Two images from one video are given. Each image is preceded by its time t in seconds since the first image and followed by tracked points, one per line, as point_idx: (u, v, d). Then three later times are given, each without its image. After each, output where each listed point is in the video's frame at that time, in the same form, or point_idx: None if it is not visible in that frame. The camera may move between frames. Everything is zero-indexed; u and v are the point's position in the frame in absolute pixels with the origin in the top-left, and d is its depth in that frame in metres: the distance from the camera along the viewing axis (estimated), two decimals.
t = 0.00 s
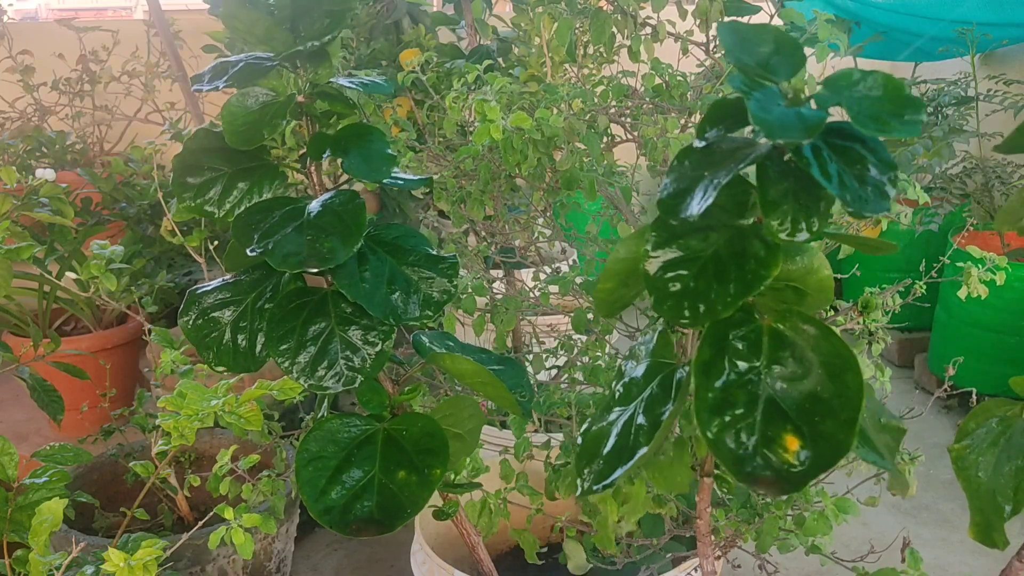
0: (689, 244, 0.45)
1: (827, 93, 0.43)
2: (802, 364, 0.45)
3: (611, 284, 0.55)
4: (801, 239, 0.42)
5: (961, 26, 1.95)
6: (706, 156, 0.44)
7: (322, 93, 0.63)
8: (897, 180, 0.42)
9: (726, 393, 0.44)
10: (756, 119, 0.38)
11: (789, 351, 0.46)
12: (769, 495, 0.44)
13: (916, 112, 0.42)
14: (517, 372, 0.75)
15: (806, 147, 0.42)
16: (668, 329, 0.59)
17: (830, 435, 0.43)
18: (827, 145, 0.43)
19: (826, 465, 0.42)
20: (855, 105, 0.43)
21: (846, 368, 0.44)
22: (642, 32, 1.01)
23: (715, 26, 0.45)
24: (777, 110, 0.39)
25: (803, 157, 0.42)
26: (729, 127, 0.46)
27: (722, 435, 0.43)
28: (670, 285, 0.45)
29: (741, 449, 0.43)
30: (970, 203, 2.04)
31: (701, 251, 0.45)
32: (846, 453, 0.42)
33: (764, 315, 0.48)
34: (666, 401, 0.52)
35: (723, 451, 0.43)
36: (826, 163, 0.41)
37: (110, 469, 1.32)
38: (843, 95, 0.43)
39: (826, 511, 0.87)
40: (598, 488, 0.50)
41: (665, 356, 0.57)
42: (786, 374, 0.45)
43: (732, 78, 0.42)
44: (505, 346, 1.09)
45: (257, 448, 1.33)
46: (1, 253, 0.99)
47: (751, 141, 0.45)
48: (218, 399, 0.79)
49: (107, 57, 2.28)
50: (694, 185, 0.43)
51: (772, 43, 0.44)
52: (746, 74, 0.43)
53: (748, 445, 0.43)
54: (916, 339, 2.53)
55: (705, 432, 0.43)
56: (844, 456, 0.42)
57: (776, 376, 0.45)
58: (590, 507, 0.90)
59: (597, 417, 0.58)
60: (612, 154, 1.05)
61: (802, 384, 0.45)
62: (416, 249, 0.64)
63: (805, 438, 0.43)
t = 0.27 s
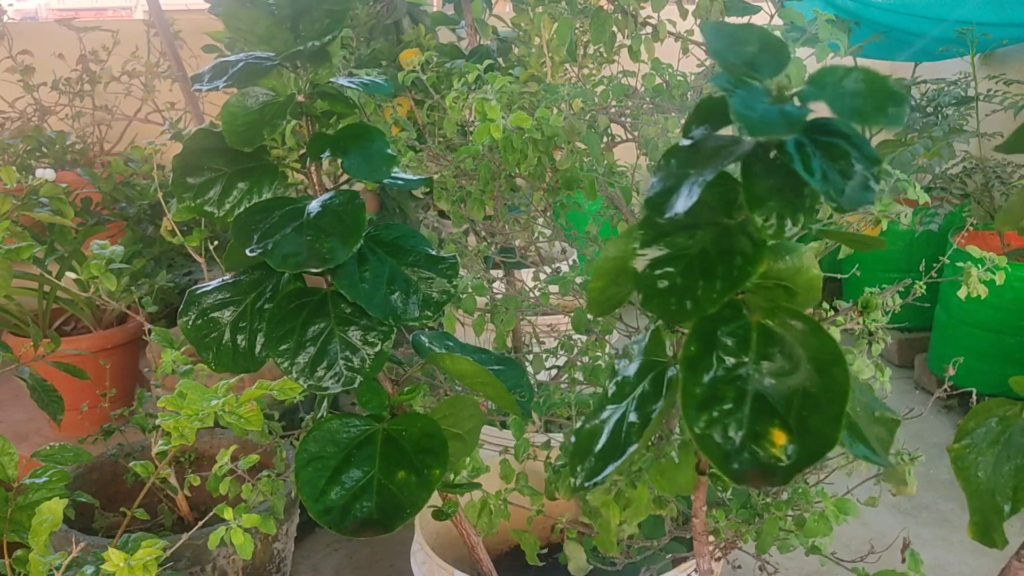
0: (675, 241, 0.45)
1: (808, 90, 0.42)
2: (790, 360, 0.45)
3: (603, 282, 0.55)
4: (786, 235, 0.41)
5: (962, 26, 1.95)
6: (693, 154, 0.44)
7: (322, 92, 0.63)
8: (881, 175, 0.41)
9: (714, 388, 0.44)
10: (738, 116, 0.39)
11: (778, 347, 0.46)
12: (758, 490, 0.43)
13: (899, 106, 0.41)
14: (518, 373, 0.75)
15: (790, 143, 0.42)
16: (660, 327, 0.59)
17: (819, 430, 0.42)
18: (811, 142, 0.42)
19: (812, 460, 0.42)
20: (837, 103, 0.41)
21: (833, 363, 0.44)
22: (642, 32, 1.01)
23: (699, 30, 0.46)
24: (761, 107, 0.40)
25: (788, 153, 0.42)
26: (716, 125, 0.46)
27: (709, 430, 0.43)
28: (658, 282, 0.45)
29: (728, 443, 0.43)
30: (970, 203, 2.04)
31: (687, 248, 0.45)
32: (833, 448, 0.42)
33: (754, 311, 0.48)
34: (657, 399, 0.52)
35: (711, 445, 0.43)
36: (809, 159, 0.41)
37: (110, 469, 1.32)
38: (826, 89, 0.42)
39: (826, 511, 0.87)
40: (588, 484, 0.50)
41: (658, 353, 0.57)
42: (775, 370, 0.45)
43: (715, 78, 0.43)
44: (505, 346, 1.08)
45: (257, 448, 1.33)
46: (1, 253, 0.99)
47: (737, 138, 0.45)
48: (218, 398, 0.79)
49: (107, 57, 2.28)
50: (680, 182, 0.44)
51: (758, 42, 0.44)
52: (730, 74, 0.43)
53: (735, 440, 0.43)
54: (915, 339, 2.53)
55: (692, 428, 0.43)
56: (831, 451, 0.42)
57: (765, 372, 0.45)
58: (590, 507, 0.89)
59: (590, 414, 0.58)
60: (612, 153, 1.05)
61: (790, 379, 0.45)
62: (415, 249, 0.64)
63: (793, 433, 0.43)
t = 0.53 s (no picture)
0: (691, 244, 0.45)
1: (832, 93, 0.43)
2: (804, 363, 0.45)
3: (613, 284, 0.56)
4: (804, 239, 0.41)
5: (962, 26, 1.95)
6: (710, 156, 0.44)
7: (330, 88, 0.63)
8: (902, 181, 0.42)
9: (728, 393, 0.44)
10: (760, 118, 0.38)
11: (792, 350, 0.46)
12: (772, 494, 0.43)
13: (922, 111, 0.43)
14: (523, 372, 0.75)
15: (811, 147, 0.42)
16: (669, 329, 0.59)
17: (832, 433, 0.42)
18: (833, 148, 0.43)
19: (828, 463, 0.41)
20: (860, 104, 0.43)
21: (847, 366, 0.44)
22: (641, 32, 1.01)
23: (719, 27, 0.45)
24: (782, 110, 0.39)
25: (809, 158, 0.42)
26: (733, 127, 0.46)
27: (724, 434, 0.44)
28: (672, 285, 0.45)
29: (743, 447, 0.43)
30: (970, 203, 2.04)
31: (703, 251, 0.44)
32: (848, 452, 0.41)
33: (767, 313, 0.48)
34: (667, 401, 0.52)
35: (726, 450, 0.43)
36: (829, 164, 0.41)
37: (110, 469, 1.32)
38: (849, 95, 0.43)
39: (826, 511, 0.87)
40: (598, 488, 0.50)
41: (667, 355, 0.57)
42: (789, 373, 0.45)
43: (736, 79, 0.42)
44: (505, 346, 1.08)
45: (257, 449, 1.33)
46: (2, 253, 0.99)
47: (755, 140, 0.45)
48: (219, 399, 0.79)
49: (107, 57, 2.29)
50: (697, 184, 0.44)
51: (776, 44, 0.44)
52: (751, 75, 0.43)
53: (750, 444, 0.43)
54: (916, 339, 2.53)
55: (707, 431, 0.44)
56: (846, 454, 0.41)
57: (778, 375, 0.45)
58: (590, 507, 0.89)
59: (599, 417, 0.58)
60: (612, 153, 1.05)
61: (804, 383, 0.45)
62: (422, 248, 0.64)
63: (808, 437, 0.43)
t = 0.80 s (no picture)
0: (698, 245, 0.46)
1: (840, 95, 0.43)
2: (812, 366, 0.45)
3: (620, 284, 0.55)
4: (813, 241, 0.42)
5: (962, 26, 1.95)
6: (717, 157, 0.44)
7: (333, 87, 0.63)
8: (910, 182, 0.42)
9: (736, 395, 0.44)
10: (771, 121, 0.38)
11: (800, 352, 0.46)
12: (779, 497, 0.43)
13: (931, 116, 0.42)
14: (525, 371, 0.75)
15: (819, 150, 0.42)
16: (673, 329, 0.59)
17: (841, 437, 0.42)
18: (840, 149, 0.43)
19: (836, 467, 0.42)
20: (869, 107, 0.42)
21: (856, 368, 0.44)
22: (642, 32, 1.01)
23: (727, 28, 0.46)
24: (791, 112, 0.40)
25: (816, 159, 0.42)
26: (740, 128, 0.46)
27: (732, 437, 0.43)
28: (679, 286, 0.45)
29: (752, 451, 0.43)
30: (970, 203, 2.04)
31: (711, 252, 0.45)
32: (857, 455, 0.42)
33: (773, 316, 0.48)
34: (673, 402, 0.52)
35: (734, 453, 0.43)
36: (839, 166, 0.41)
37: (110, 469, 1.32)
38: (856, 97, 0.43)
39: (826, 511, 0.87)
40: (604, 489, 0.50)
41: (671, 356, 0.57)
42: (797, 376, 0.45)
43: (746, 79, 0.42)
44: (505, 346, 1.08)
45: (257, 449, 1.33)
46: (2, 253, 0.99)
47: (764, 141, 0.45)
48: (218, 399, 0.79)
49: (107, 57, 2.28)
50: (705, 186, 0.44)
51: (785, 44, 0.45)
52: (759, 75, 0.43)
53: (758, 447, 0.43)
54: (916, 339, 2.53)
55: (716, 434, 0.43)
56: (855, 458, 0.42)
57: (786, 378, 0.45)
58: (590, 507, 0.89)
59: (603, 417, 0.58)
60: (612, 154, 1.05)
61: (812, 385, 0.45)
62: (425, 248, 0.64)
63: (816, 440, 0.43)
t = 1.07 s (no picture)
0: (694, 245, 0.45)
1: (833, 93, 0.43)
2: (808, 364, 0.45)
3: (616, 284, 0.55)
4: (808, 240, 0.42)
5: (962, 26, 1.95)
6: (712, 156, 0.44)
7: (326, 90, 0.63)
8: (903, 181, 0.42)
9: (733, 395, 0.44)
10: (763, 119, 0.38)
11: (796, 351, 0.46)
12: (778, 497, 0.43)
13: (923, 114, 0.42)
14: (521, 372, 0.75)
15: (813, 148, 0.41)
16: (672, 329, 0.60)
17: (838, 435, 0.42)
18: (834, 147, 0.43)
19: (834, 465, 0.41)
20: (862, 106, 0.42)
21: (852, 367, 0.44)
22: (641, 32, 1.01)
23: (721, 28, 0.46)
24: (784, 111, 0.39)
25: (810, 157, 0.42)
26: (736, 128, 0.45)
27: (729, 436, 0.44)
28: (676, 286, 0.45)
29: (749, 450, 0.43)
30: (970, 203, 2.04)
31: (706, 252, 0.45)
32: (855, 454, 0.41)
33: (769, 315, 0.48)
34: (670, 401, 0.52)
35: (731, 453, 0.43)
36: (833, 164, 0.41)
37: (110, 469, 1.32)
38: (849, 96, 0.43)
39: (826, 511, 0.87)
40: (602, 489, 0.50)
41: (669, 356, 0.58)
42: (793, 375, 0.45)
43: (739, 78, 0.42)
44: (505, 346, 1.08)
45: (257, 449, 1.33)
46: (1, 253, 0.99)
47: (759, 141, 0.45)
48: (219, 399, 0.79)
49: (107, 57, 2.29)
50: (700, 186, 0.43)
51: (778, 44, 0.45)
52: (753, 74, 0.43)
53: (755, 447, 0.43)
54: (916, 340, 2.53)
55: (713, 434, 0.44)
56: (852, 456, 0.41)
57: (782, 376, 0.45)
58: (590, 507, 0.89)
59: (601, 417, 0.58)
60: (612, 153, 1.05)
61: (809, 384, 0.45)
62: (421, 249, 0.64)
63: (813, 438, 0.43)
